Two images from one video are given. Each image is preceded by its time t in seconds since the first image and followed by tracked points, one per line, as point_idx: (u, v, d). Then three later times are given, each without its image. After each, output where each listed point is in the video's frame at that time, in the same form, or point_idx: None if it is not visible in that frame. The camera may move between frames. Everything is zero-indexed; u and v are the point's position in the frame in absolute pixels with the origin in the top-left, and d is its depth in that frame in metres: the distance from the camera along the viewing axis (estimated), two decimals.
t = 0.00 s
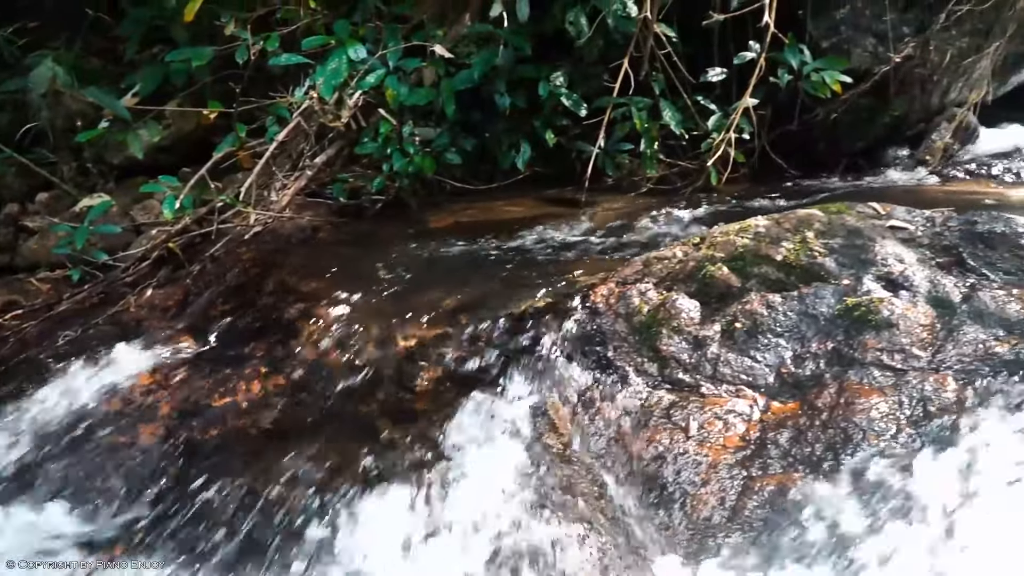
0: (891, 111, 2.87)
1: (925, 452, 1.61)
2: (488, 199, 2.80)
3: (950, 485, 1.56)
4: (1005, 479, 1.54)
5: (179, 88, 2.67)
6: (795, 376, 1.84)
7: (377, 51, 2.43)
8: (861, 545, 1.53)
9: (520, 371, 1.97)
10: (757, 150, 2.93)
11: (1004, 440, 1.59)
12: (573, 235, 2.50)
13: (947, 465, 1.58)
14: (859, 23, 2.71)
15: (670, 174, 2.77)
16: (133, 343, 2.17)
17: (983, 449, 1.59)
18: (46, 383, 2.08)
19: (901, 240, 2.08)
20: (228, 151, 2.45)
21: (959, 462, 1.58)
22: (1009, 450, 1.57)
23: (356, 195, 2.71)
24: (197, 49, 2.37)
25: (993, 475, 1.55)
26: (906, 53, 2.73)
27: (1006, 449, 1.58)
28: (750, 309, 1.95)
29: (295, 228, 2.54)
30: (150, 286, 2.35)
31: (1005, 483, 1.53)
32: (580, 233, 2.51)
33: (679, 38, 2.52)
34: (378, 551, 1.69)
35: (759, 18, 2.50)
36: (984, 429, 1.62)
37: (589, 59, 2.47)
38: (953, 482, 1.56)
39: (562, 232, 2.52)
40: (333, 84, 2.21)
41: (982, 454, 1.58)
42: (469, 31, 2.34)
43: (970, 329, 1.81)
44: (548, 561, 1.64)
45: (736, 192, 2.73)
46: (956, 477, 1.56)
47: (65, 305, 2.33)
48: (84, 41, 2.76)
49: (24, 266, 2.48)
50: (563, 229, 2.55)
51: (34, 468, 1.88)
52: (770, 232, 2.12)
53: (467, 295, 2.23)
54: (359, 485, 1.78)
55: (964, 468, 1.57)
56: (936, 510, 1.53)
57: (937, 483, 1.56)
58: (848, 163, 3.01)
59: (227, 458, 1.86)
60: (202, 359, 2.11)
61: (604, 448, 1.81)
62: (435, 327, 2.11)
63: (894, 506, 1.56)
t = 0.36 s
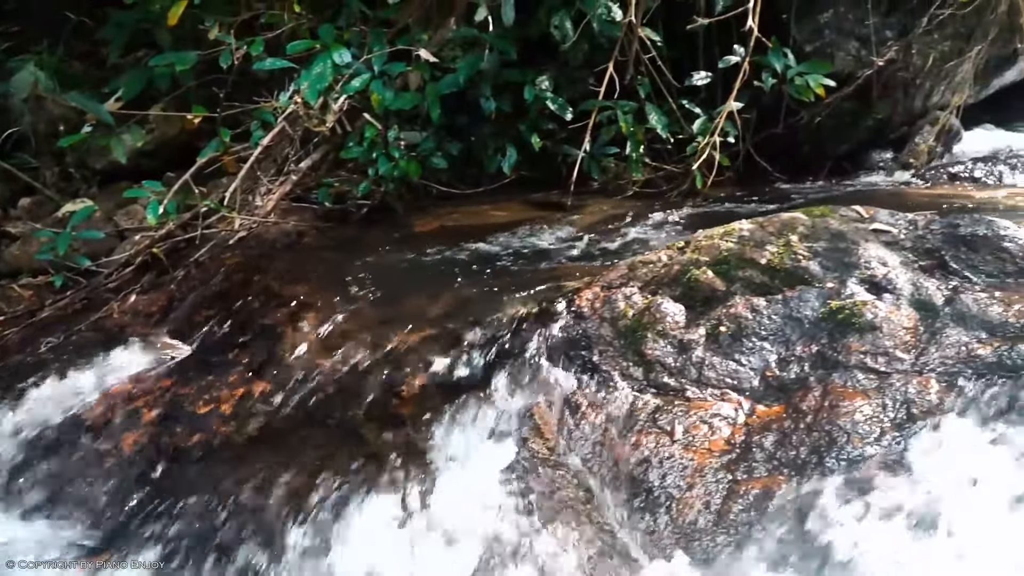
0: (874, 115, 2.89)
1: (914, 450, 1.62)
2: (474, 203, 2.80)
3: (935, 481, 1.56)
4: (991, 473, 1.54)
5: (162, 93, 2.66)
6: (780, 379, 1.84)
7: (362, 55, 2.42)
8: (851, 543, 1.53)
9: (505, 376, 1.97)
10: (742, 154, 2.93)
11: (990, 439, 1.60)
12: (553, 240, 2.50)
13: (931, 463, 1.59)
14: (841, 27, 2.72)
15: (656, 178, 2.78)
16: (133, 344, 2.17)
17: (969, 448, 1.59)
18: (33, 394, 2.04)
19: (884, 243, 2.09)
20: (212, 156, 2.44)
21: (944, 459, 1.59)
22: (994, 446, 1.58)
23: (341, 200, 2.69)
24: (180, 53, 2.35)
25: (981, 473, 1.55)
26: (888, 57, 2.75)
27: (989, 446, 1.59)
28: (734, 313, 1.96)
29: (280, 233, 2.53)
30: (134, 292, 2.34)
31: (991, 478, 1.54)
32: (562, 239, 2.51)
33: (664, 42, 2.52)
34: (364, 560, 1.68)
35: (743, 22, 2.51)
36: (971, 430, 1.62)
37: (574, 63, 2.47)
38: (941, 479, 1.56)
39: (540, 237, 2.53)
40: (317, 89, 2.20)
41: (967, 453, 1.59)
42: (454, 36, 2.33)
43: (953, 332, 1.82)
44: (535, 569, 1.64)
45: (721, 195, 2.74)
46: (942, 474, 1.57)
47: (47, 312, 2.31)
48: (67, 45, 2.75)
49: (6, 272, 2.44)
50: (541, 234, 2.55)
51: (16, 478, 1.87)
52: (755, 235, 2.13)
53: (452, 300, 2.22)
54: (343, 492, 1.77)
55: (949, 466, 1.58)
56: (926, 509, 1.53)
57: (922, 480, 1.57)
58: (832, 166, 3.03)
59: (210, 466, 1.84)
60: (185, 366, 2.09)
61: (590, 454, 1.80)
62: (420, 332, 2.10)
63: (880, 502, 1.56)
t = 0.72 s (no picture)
0: (856, 120, 2.92)
1: (898, 451, 1.62)
2: (458, 208, 2.80)
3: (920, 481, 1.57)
4: (976, 473, 1.55)
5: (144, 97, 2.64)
6: (762, 383, 1.84)
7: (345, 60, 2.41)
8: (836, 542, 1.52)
9: (488, 381, 1.97)
10: (725, 158, 2.95)
11: (975, 440, 1.61)
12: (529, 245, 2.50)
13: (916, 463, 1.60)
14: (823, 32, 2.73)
15: (640, 182, 2.78)
16: (109, 342, 2.18)
17: (954, 448, 1.60)
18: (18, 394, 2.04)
19: (865, 248, 2.10)
20: (194, 161, 2.42)
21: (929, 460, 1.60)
22: (978, 447, 1.59)
23: (325, 206, 2.69)
24: (162, 58, 2.34)
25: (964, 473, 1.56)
26: (870, 62, 2.76)
27: (974, 447, 1.59)
28: (717, 317, 1.96)
29: (263, 239, 2.51)
30: (115, 298, 2.32)
31: (977, 478, 1.54)
32: (536, 245, 2.51)
33: (647, 47, 2.53)
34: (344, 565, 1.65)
35: (726, 27, 2.51)
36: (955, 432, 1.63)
37: (558, 67, 2.47)
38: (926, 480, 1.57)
39: (517, 241, 2.53)
40: (300, 93, 2.19)
41: (952, 453, 1.59)
42: (438, 40, 2.33)
43: (933, 335, 1.83)
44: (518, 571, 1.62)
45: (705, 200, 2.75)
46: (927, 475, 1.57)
47: (27, 318, 2.28)
48: (48, 49, 2.72)
49: None
50: (520, 239, 2.55)
51: None
52: (737, 239, 2.14)
53: (435, 305, 2.22)
54: (325, 500, 1.75)
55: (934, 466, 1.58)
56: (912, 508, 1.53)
57: (907, 481, 1.58)
58: (815, 170, 3.07)
59: (191, 473, 1.83)
60: (167, 372, 2.08)
61: (574, 459, 1.80)
62: (403, 338, 2.09)
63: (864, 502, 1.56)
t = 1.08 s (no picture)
0: (838, 124, 2.93)
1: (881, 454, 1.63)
2: (442, 213, 2.80)
3: (905, 482, 1.58)
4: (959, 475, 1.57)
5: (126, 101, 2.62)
6: (745, 388, 1.84)
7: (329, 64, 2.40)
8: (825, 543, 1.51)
9: (470, 387, 1.96)
10: (708, 163, 2.97)
11: (956, 442, 1.63)
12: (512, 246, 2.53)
13: (899, 464, 1.61)
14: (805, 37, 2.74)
15: (624, 187, 2.79)
16: (67, 365, 2.11)
17: (936, 451, 1.62)
18: None
19: (847, 252, 2.11)
20: (177, 166, 2.40)
21: (912, 461, 1.61)
22: (959, 449, 1.62)
23: (309, 210, 2.69)
24: (144, 62, 2.32)
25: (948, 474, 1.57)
26: (852, 67, 2.77)
27: (956, 449, 1.62)
28: (700, 322, 1.96)
29: (246, 243, 2.50)
30: (96, 303, 2.30)
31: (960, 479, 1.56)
32: (519, 245, 2.53)
33: (631, 51, 2.53)
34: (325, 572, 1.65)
35: (710, 32, 2.52)
36: (936, 435, 1.65)
37: (542, 72, 2.47)
38: (910, 481, 1.58)
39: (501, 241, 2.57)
40: (283, 98, 2.18)
41: (936, 455, 1.61)
42: (422, 45, 2.33)
43: (914, 339, 1.84)
44: None
45: (689, 204, 2.76)
46: (911, 477, 1.58)
47: (6, 325, 2.26)
48: (29, 52, 2.69)
49: None
50: (503, 239, 2.58)
51: None
52: (720, 244, 2.14)
53: (418, 311, 2.21)
54: (307, 508, 1.75)
55: (918, 469, 1.60)
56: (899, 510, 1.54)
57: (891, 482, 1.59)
58: (798, 174, 3.07)
59: (171, 481, 1.81)
60: (148, 379, 2.05)
61: (556, 463, 1.80)
62: (386, 344, 2.08)
63: (849, 504, 1.56)
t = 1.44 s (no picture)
0: (819, 129, 2.94)
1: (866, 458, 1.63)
2: (424, 218, 2.79)
3: (890, 485, 1.57)
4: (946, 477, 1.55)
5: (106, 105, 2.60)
6: (726, 394, 1.85)
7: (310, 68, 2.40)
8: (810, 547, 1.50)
9: (452, 394, 1.96)
10: (691, 168, 2.96)
11: (942, 445, 1.62)
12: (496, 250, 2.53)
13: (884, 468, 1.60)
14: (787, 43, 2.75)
15: (607, 192, 2.80)
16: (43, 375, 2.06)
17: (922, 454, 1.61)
18: None
19: (827, 257, 2.12)
20: (157, 170, 2.38)
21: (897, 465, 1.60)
22: (945, 451, 1.60)
23: (290, 215, 2.64)
24: (124, 66, 2.30)
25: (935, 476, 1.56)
26: (833, 73, 2.77)
27: (943, 452, 1.60)
28: (681, 327, 1.96)
29: (227, 249, 2.48)
30: (75, 309, 2.28)
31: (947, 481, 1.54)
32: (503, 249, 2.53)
33: (614, 56, 2.53)
34: None
35: (692, 37, 2.53)
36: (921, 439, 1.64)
37: (524, 77, 2.47)
38: (896, 484, 1.57)
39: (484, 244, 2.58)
40: (265, 102, 2.17)
41: (922, 458, 1.60)
42: (405, 49, 2.32)
43: (893, 344, 1.85)
44: None
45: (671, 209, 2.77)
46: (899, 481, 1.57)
47: None
48: (7, 56, 2.66)
49: None
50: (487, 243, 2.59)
51: None
52: (702, 249, 2.15)
53: (399, 317, 2.20)
54: (286, 516, 1.72)
55: (905, 472, 1.58)
56: (885, 514, 1.53)
57: (877, 484, 1.58)
58: (779, 179, 3.10)
59: (149, 488, 1.78)
60: (126, 385, 2.03)
61: (539, 469, 1.79)
62: (367, 350, 2.08)
63: (831, 507, 1.56)
